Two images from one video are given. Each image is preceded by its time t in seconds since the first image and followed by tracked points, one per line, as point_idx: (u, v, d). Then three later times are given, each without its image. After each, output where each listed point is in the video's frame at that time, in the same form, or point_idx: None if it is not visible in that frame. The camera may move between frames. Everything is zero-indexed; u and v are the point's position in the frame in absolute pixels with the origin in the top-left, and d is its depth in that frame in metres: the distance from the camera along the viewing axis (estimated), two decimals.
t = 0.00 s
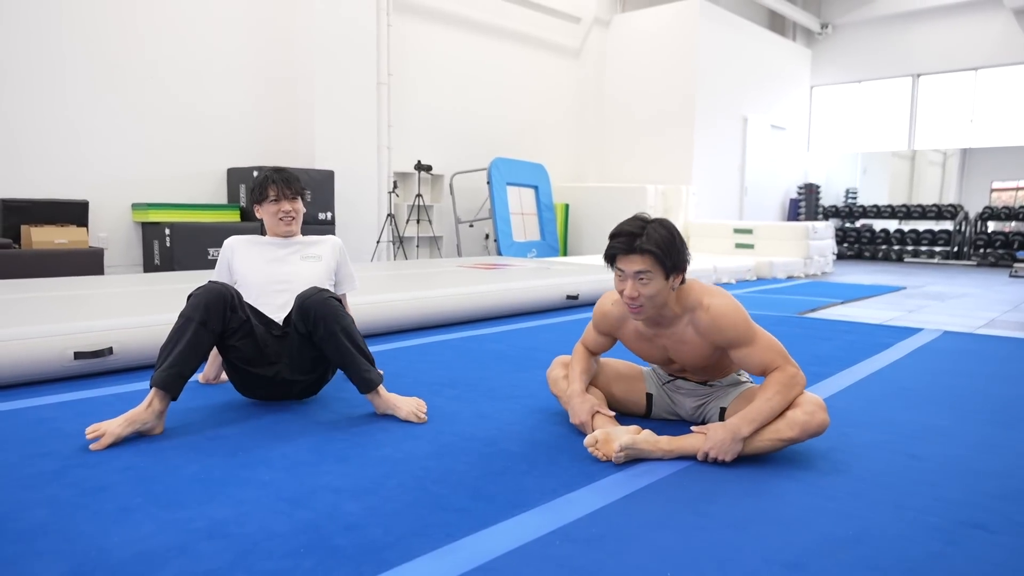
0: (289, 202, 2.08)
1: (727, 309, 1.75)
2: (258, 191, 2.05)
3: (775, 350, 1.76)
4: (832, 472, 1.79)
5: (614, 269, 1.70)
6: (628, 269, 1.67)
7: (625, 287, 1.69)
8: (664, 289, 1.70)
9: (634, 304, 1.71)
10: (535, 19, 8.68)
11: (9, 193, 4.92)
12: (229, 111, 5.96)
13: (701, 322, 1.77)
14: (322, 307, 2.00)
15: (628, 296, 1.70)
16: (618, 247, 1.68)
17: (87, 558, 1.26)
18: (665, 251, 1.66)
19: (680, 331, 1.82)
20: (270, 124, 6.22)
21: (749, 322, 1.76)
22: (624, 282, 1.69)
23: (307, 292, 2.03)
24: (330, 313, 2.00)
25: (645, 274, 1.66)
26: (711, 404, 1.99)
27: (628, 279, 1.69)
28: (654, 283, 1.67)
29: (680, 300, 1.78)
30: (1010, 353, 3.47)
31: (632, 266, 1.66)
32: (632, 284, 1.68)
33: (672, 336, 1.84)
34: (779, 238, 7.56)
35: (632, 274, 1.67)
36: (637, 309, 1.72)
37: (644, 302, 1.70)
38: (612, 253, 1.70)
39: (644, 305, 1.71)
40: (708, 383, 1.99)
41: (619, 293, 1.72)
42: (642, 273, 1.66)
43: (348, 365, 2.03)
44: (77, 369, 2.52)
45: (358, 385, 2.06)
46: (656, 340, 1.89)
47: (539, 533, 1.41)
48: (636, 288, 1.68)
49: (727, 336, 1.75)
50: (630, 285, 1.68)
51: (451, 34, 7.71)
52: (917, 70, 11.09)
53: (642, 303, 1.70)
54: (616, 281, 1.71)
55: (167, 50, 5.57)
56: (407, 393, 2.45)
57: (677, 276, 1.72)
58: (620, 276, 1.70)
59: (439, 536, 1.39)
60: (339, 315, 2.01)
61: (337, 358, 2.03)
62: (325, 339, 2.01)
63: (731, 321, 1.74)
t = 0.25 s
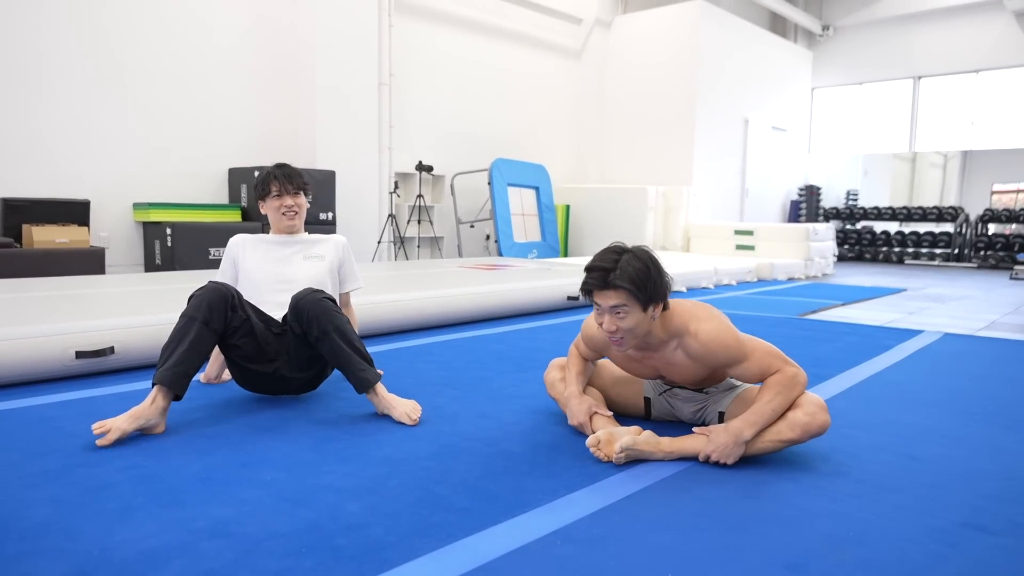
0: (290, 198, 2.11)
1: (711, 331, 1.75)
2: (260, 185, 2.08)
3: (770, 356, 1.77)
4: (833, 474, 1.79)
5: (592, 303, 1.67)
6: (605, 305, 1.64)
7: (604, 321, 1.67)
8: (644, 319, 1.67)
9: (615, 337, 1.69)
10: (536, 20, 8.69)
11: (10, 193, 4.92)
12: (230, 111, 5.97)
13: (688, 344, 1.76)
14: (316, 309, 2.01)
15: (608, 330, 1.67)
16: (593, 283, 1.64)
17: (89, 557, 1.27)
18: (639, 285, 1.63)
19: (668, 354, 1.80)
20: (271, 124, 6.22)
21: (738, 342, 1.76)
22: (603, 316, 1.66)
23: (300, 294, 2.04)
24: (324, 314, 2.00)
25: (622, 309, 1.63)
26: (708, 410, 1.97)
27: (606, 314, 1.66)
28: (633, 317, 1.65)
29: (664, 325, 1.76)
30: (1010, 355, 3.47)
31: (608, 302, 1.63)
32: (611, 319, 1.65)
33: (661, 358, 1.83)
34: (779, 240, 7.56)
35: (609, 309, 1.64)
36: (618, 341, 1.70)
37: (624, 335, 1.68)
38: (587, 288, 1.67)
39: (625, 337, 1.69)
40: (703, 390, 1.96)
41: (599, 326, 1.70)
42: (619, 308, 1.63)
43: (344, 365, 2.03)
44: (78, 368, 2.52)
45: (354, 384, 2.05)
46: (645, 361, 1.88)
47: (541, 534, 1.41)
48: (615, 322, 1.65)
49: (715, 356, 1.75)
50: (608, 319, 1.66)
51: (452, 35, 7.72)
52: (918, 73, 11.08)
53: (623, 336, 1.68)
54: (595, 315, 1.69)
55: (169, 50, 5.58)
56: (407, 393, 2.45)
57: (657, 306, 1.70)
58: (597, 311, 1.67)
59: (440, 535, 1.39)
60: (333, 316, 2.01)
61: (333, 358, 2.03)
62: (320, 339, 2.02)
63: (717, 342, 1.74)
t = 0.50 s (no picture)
0: (287, 201, 2.10)
1: (706, 339, 1.73)
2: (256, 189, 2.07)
3: (767, 357, 1.76)
4: (834, 474, 1.79)
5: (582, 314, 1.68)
6: (594, 316, 1.64)
7: (595, 332, 1.67)
8: (635, 330, 1.67)
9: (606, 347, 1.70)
10: (536, 20, 8.69)
11: (10, 192, 4.91)
12: (230, 110, 5.96)
13: (683, 352, 1.76)
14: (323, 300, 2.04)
15: (599, 341, 1.68)
16: (583, 294, 1.65)
17: (90, 556, 1.26)
18: (628, 296, 1.63)
19: (663, 362, 1.80)
20: (271, 123, 6.22)
21: (735, 349, 1.74)
22: (593, 327, 1.67)
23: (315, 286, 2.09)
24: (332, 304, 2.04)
25: (612, 320, 1.63)
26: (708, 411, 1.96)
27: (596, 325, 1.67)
28: (623, 328, 1.65)
29: (659, 333, 1.76)
30: (1009, 355, 3.47)
31: (598, 313, 1.64)
32: (601, 330, 1.66)
33: (657, 365, 1.83)
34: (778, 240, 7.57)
35: (599, 320, 1.65)
36: (610, 351, 1.71)
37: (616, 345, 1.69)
38: (578, 299, 1.67)
39: (616, 347, 1.69)
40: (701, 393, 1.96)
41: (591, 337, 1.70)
42: (608, 319, 1.63)
43: (348, 356, 2.04)
44: (77, 368, 2.51)
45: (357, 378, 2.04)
46: (642, 368, 1.88)
47: (542, 533, 1.41)
48: (605, 333, 1.66)
49: (709, 365, 1.74)
50: (599, 330, 1.66)
51: (452, 35, 7.72)
52: (918, 73, 11.10)
53: (614, 346, 1.68)
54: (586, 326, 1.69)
55: (169, 49, 5.57)
56: (408, 393, 2.45)
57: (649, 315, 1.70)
58: (588, 322, 1.67)
59: (442, 534, 1.39)
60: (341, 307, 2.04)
61: (339, 349, 2.05)
62: (327, 330, 2.04)
63: (711, 351, 1.72)
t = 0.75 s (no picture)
0: (278, 212, 2.06)
1: (719, 317, 1.73)
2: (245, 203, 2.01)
3: (772, 356, 1.76)
4: (836, 475, 1.79)
5: (597, 279, 1.70)
6: (609, 280, 1.66)
7: (608, 298, 1.68)
8: (648, 298, 1.68)
9: (618, 315, 1.70)
10: (537, 21, 8.70)
11: (10, 193, 4.91)
12: (231, 110, 5.96)
13: (694, 329, 1.75)
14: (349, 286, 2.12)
15: (611, 306, 1.69)
16: (600, 256, 1.67)
17: (91, 558, 1.26)
18: (644, 262, 1.65)
19: (673, 339, 1.80)
20: (271, 123, 6.22)
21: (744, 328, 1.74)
22: (606, 292, 1.68)
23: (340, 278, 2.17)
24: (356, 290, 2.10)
25: (626, 285, 1.65)
26: (710, 408, 1.97)
27: (610, 289, 1.68)
28: (637, 294, 1.66)
29: (671, 308, 1.76)
30: (1010, 356, 3.47)
31: (613, 276, 1.65)
32: (614, 294, 1.67)
33: (667, 343, 1.82)
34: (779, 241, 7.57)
35: (614, 284, 1.66)
36: (621, 319, 1.71)
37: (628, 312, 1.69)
38: (594, 263, 1.69)
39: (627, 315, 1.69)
40: (706, 386, 1.97)
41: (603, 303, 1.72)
42: (623, 283, 1.65)
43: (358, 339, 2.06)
44: (79, 369, 2.51)
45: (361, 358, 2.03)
46: (651, 346, 1.87)
47: (544, 535, 1.41)
48: (618, 298, 1.67)
49: (719, 345, 1.74)
50: (612, 295, 1.67)
51: (453, 35, 7.72)
52: (918, 74, 11.10)
53: (627, 313, 1.69)
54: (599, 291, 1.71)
55: (171, 50, 5.58)
56: (409, 394, 2.45)
57: (663, 286, 1.71)
58: (602, 287, 1.69)
59: (444, 537, 1.39)
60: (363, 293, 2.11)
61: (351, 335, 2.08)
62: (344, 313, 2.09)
63: (722, 329, 1.72)
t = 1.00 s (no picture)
0: (271, 235, 2.00)
1: (737, 291, 1.76)
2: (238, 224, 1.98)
3: (783, 349, 1.76)
4: (838, 478, 1.79)
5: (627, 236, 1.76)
6: (639, 233, 1.72)
7: (635, 252, 1.74)
8: (674, 258, 1.73)
9: (643, 271, 1.74)
10: (537, 21, 8.70)
11: (10, 193, 4.90)
12: (231, 110, 5.96)
13: (714, 301, 1.77)
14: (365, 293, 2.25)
15: (637, 261, 1.73)
16: (632, 212, 1.74)
17: (91, 561, 1.26)
18: (673, 220, 1.72)
19: (692, 312, 1.80)
20: (272, 124, 6.22)
21: (761, 306, 1.75)
22: (634, 247, 1.74)
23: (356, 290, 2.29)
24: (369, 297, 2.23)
25: (654, 239, 1.71)
26: (714, 405, 1.99)
27: (638, 245, 1.74)
28: (664, 249, 1.71)
29: (694, 279, 1.79)
30: (1012, 358, 3.47)
31: (644, 229, 1.72)
32: (642, 248, 1.72)
33: (684, 318, 1.83)
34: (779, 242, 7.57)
35: (642, 237, 1.72)
36: (645, 277, 1.75)
37: (653, 269, 1.73)
38: (626, 221, 1.76)
39: (652, 271, 1.73)
40: (714, 381, 1.99)
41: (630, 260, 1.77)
42: (651, 237, 1.71)
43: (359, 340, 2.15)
44: (78, 370, 2.51)
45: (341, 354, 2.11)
46: (669, 323, 1.87)
47: (546, 538, 1.41)
48: (645, 253, 1.72)
49: (736, 320, 1.74)
50: (640, 249, 1.73)
51: (453, 35, 7.72)
52: (918, 75, 11.09)
53: (652, 269, 1.73)
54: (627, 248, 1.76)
55: (171, 49, 5.57)
56: (410, 396, 2.45)
57: (688, 250, 1.77)
58: (630, 244, 1.75)
59: (445, 540, 1.38)
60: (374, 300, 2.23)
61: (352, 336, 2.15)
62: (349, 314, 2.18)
63: (742, 302, 1.74)
